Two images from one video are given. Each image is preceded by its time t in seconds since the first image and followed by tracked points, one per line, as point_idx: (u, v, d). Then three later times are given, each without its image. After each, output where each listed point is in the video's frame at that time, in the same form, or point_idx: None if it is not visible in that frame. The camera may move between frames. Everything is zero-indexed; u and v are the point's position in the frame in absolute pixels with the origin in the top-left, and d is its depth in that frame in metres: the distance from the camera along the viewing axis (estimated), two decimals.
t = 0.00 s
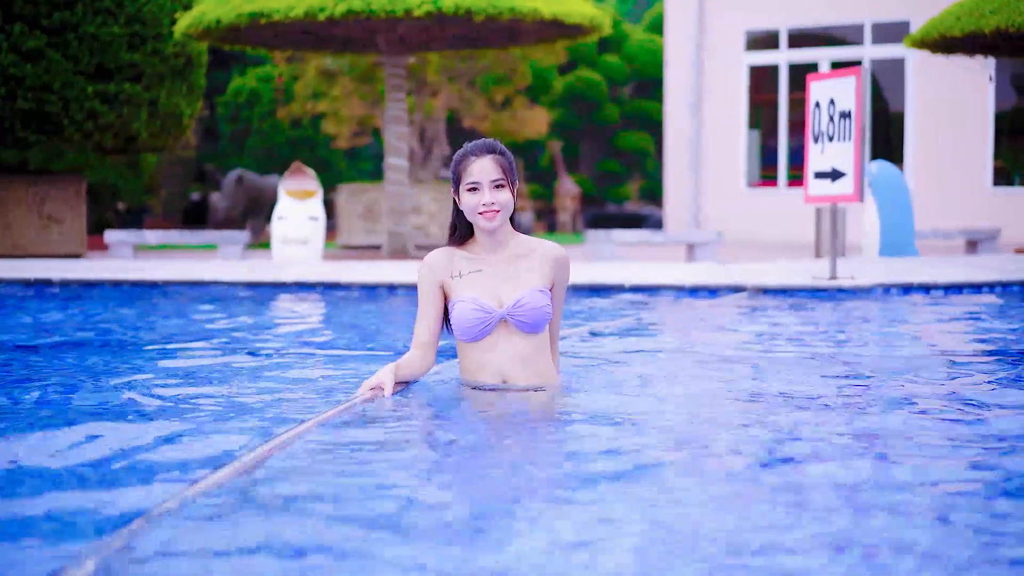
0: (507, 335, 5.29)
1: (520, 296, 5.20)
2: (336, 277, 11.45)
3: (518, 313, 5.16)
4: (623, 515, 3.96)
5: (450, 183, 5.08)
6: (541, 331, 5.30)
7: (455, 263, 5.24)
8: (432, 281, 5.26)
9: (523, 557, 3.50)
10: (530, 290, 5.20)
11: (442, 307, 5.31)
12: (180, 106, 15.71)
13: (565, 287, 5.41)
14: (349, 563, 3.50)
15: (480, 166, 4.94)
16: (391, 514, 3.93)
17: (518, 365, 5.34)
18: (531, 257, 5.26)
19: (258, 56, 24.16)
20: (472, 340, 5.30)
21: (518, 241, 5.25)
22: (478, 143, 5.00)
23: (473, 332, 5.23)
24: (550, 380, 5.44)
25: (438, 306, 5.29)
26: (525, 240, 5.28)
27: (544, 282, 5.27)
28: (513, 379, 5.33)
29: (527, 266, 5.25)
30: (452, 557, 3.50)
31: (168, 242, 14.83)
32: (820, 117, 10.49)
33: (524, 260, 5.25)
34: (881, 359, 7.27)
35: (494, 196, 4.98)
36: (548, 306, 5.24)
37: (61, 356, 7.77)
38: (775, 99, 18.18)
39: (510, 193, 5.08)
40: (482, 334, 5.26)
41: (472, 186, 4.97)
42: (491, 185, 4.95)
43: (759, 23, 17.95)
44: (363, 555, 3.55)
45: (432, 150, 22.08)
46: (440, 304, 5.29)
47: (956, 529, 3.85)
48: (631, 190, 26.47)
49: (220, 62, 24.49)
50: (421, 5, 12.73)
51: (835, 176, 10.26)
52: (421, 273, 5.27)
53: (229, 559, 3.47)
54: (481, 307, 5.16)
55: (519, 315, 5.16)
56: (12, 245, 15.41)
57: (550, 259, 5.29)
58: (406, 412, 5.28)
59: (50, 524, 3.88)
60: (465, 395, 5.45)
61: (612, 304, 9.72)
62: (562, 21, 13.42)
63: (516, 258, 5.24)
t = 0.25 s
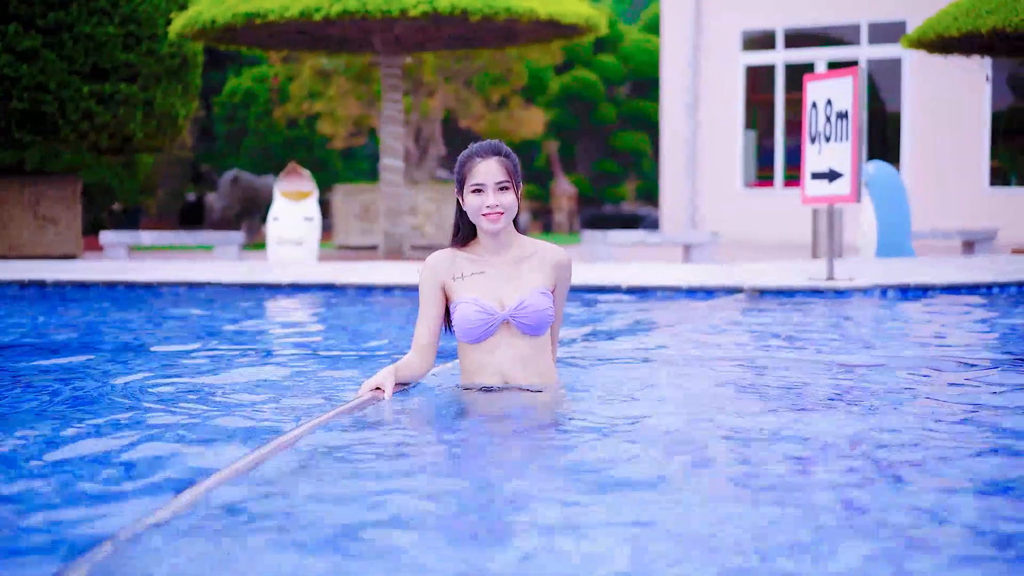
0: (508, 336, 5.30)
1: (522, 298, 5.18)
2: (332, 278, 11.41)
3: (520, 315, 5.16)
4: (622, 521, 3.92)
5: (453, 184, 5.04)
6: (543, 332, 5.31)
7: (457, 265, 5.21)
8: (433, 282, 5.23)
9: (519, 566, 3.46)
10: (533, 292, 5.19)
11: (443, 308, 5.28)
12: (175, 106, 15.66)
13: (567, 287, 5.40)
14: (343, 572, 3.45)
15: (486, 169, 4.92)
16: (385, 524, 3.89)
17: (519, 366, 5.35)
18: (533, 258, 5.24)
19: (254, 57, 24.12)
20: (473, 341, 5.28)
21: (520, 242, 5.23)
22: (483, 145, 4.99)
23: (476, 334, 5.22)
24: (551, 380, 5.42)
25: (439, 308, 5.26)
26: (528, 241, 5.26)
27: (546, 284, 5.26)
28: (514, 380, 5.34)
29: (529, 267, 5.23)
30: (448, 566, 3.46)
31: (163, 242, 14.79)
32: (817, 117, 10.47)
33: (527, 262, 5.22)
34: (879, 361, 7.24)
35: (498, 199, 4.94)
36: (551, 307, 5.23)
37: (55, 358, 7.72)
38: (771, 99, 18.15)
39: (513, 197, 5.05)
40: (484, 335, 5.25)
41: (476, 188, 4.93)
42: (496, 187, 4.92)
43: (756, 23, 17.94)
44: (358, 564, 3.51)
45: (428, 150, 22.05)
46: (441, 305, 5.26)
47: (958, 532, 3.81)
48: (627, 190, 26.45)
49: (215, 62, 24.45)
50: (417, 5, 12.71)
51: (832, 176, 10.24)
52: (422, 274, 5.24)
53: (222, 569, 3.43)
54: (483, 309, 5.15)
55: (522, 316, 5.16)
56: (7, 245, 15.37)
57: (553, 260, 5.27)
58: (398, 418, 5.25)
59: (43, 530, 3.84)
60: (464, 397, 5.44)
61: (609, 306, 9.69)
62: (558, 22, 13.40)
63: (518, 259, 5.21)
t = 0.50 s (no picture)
0: (511, 338, 5.25)
1: (524, 300, 5.16)
2: (327, 279, 11.38)
3: (522, 317, 5.13)
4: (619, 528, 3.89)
5: (458, 185, 5.06)
6: (545, 335, 5.28)
7: (460, 266, 5.18)
8: (435, 283, 5.18)
9: None
10: (535, 294, 5.17)
11: (444, 309, 5.23)
12: (171, 106, 15.61)
13: (568, 290, 5.38)
14: None
15: (490, 170, 4.93)
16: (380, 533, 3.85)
17: (520, 367, 5.30)
18: (537, 261, 5.21)
19: (250, 57, 24.09)
20: (474, 342, 5.24)
21: (523, 244, 5.20)
22: (488, 146, 5.00)
23: (477, 335, 5.18)
24: (548, 381, 5.42)
25: (441, 308, 5.21)
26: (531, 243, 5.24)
27: (548, 286, 5.24)
28: (514, 381, 5.30)
29: (532, 269, 5.20)
30: None
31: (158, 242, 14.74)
32: (814, 117, 10.45)
33: (529, 264, 5.20)
34: (877, 362, 7.22)
35: (502, 201, 4.96)
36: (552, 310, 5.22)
37: (49, 360, 7.68)
38: (768, 99, 18.16)
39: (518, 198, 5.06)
40: (486, 337, 5.21)
41: (480, 190, 4.95)
42: (501, 189, 4.93)
43: (752, 22, 17.91)
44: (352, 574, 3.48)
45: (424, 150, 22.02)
46: (442, 306, 5.21)
47: (957, 536, 3.79)
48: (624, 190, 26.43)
49: (210, 62, 24.46)
50: (412, 5, 12.68)
51: (829, 177, 10.22)
52: (424, 275, 5.19)
53: None
54: (485, 310, 5.11)
55: (524, 319, 5.14)
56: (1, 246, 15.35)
57: (555, 263, 5.26)
58: (393, 424, 5.23)
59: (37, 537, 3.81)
60: (465, 397, 5.44)
61: (606, 307, 9.66)
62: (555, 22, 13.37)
63: (521, 261, 5.19)
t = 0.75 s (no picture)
0: (511, 340, 5.28)
1: (525, 303, 5.19)
2: (323, 280, 11.37)
3: (523, 320, 5.17)
4: (616, 528, 3.89)
5: (462, 187, 5.12)
6: (545, 338, 5.31)
7: (461, 268, 5.22)
8: (438, 284, 5.24)
9: None
10: (536, 297, 5.20)
11: (446, 311, 5.29)
12: (167, 106, 15.58)
13: (570, 294, 5.42)
14: None
15: (494, 173, 4.98)
16: (377, 535, 3.85)
17: (520, 369, 5.33)
18: (539, 265, 5.27)
19: (246, 57, 24.06)
20: (475, 344, 5.28)
21: (525, 247, 5.26)
22: (493, 149, 5.05)
23: (478, 337, 5.22)
24: (548, 384, 5.45)
25: (443, 310, 5.27)
26: (533, 247, 5.29)
27: (549, 290, 5.27)
28: (515, 383, 5.32)
29: (534, 274, 5.25)
30: None
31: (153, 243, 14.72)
32: (810, 118, 10.44)
33: (531, 268, 5.25)
34: (873, 362, 7.22)
35: (505, 204, 5.01)
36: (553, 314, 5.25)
37: (44, 362, 7.67)
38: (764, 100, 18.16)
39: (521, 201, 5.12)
40: (487, 338, 5.24)
41: (484, 192, 5.00)
42: (504, 192, 4.98)
43: (749, 22, 17.91)
44: None
45: (420, 150, 22.02)
46: (444, 307, 5.27)
47: (955, 536, 3.78)
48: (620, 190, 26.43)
49: (206, 62, 24.43)
50: (409, 5, 12.66)
51: (825, 178, 10.22)
52: (426, 276, 5.25)
53: None
54: (486, 312, 5.14)
55: (525, 322, 5.17)
56: None
57: (557, 267, 5.30)
58: (390, 423, 5.25)
59: (34, 542, 3.81)
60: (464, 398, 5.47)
61: (602, 308, 9.65)
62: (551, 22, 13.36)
63: (522, 265, 5.24)
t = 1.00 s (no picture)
0: (511, 342, 5.23)
1: (526, 306, 5.15)
2: (319, 281, 11.33)
3: (524, 323, 5.12)
4: (612, 530, 3.84)
5: (465, 189, 5.09)
6: (545, 341, 5.27)
7: (464, 269, 5.17)
8: (439, 285, 5.19)
9: None
10: (537, 300, 5.16)
11: (447, 312, 5.24)
12: (163, 107, 15.53)
13: (571, 298, 5.39)
14: None
15: (498, 175, 4.95)
16: (371, 538, 3.81)
17: (520, 373, 5.29)
18: (541, 268, 5.23)
19: (242, 57, 24.02)
20: (476, 346, 5.22)
21: (528, 250, 5.22)
22: (497, 151, 5.02)
23: (479, 338, 5.17)
24: (548, 387, 5.41)
25: (444, 311, 5.22)
26: (535, 249, 5.25)
27: (551, 293, 5.23)
28: (514, 386, 5.27)
29: (536, 277, 5.21)
30: None
31: (148, 244, 14.68)
32: (807, 118, 10.43)
33: (533, 271, 5.21)
34: (871, 363, 7.19)
35: (509, 206, 4.99)
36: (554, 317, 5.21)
37: (38, 364, 7.63)
38: (760, 100, 18.15)
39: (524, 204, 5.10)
40: (488, 340, 5.19)
41: (487, 195, 4.98)
42: (508, 195, 4.96)
43: (745, 22, 17.90)
44: None
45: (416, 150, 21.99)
46: (444, 308, 5.22)
47: (954, 538, 3.74)
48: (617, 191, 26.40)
49: (202, 62, 24.39)
50: (405, 5, 12.64)
51: (823, 179, 10.20)
52: (428, 277, 5.20)
53: None
54: (487, 314, 5.10)
55: (525, 324, 5.13)
56: None
57: (558, 270, 5.27)
58: (387, 426, 5.21)
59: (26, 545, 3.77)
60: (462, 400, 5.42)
61: (599, 309, 9.62)
62: (547, 22, 13.33)
63: (525, 267, 5.19)
